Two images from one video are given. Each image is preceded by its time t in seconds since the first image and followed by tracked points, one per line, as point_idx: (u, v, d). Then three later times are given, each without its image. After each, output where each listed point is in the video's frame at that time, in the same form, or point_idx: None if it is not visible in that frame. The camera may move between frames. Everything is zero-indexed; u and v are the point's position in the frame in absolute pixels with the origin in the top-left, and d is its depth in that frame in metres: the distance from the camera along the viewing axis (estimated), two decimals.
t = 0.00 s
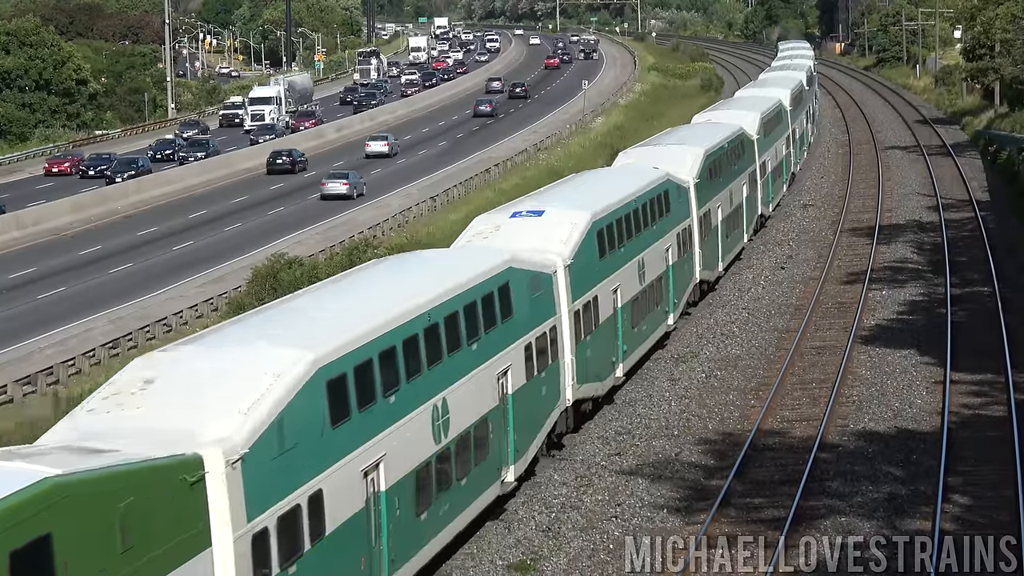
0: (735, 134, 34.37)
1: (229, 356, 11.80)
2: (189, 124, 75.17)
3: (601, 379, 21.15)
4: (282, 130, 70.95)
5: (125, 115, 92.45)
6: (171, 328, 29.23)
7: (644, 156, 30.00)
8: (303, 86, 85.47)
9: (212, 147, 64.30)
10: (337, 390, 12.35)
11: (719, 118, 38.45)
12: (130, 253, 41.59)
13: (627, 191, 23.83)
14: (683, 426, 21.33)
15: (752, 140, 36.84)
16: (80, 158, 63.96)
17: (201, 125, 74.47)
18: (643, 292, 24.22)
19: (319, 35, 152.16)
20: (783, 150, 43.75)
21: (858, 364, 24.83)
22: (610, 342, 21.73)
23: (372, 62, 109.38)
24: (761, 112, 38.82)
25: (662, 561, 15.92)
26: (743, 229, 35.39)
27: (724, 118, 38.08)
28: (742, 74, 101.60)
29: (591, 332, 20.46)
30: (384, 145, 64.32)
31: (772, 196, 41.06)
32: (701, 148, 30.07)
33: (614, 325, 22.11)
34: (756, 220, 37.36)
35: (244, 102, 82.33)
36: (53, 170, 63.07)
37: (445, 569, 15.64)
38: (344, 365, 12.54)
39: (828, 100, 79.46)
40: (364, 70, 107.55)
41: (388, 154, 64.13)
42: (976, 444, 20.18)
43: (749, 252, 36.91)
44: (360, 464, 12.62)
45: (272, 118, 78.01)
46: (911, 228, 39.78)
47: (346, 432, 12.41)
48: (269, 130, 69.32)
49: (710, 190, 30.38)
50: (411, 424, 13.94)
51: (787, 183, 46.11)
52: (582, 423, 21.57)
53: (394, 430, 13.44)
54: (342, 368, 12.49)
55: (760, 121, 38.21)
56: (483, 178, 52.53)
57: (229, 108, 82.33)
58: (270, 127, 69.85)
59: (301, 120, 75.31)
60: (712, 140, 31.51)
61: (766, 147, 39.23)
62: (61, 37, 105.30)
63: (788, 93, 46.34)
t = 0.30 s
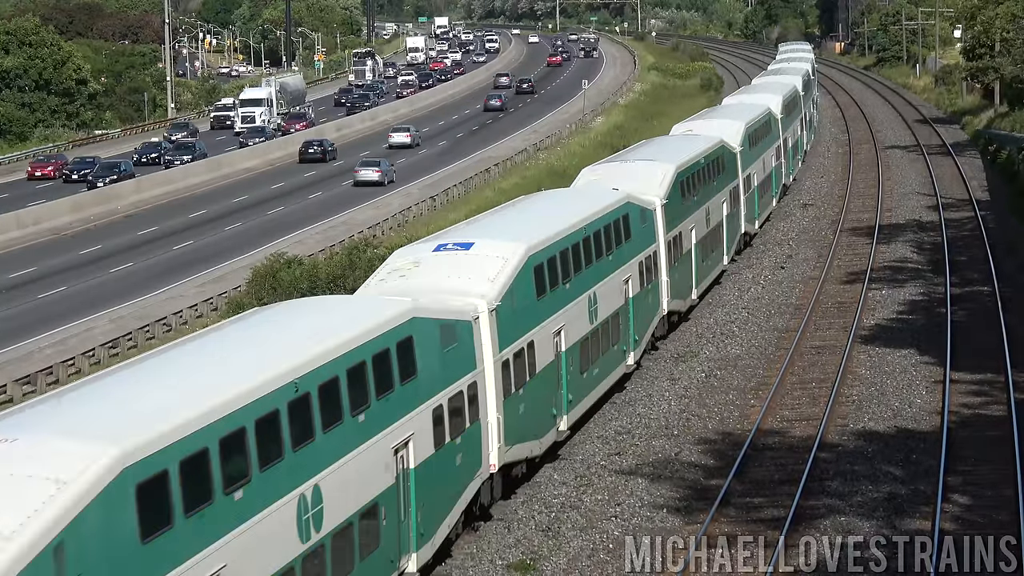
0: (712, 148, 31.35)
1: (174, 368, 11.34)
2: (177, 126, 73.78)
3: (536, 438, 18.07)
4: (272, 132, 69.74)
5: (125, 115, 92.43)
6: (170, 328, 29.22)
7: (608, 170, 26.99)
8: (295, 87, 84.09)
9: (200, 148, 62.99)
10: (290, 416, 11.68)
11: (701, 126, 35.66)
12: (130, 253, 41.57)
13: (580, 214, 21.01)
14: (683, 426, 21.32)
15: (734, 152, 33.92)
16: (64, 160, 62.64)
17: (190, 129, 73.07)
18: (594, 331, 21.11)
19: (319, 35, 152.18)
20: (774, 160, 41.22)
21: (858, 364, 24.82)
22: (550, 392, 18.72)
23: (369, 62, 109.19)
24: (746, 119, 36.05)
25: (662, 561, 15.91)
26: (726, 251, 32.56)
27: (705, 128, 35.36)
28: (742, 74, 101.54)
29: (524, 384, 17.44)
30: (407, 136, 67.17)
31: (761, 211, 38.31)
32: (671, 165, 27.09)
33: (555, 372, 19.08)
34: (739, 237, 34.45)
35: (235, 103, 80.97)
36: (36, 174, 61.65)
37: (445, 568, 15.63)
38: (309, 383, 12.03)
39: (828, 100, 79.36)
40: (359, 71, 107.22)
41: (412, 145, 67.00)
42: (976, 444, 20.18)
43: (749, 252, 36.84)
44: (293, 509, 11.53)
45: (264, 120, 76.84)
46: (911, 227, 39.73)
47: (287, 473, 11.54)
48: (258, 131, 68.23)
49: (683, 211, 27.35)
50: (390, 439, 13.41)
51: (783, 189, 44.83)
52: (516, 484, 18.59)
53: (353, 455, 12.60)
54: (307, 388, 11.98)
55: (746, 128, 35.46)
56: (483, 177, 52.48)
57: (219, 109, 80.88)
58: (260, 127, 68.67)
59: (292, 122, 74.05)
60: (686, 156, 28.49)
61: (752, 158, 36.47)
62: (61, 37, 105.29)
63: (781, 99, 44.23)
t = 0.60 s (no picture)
0: (684, 165, 28.39)
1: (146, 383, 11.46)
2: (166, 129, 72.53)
3: (447, 517, 15.27)
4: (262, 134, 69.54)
5: (125, 115, 92.39)
6: (170, 328, 29.21)
7: (561, 191, 24.07)
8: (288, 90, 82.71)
9: (187, 152, 62.20)
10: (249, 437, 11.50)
11: (677, 140, 33.01)
12: (129, 253, 41.57)
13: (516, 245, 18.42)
14: (683, 426, 21.32)
15: (710, 168, 31.10)
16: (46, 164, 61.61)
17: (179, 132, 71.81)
18: (528, 384, 18.08)
19: (319, 34, 152.03)
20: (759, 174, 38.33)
21: (858, 364, 24.80)
22: (469, 459, 15.93)
23: (364, 63, 108.88)
24: (726, 132, 33.39)
25: (662, 561, 15.91)
26: (699, 278, 29.62)
27: (681, 143, 32.71)
28: (743, 73, 101.50)
29: (428, 456, 14.67)
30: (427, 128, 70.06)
31: (743, 231, 35.38)
32: (633, 187, 24.17)
33: (478, 437, 16.29)
34: (716, 260, 31.47)
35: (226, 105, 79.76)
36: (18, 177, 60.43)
37: (445, 568, 15.62)
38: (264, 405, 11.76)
39: (828, 100, 79.29)
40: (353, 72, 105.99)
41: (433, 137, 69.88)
42: (976, 443, 20.17)
43: (749, 252, 36.82)
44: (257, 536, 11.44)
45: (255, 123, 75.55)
46: (911, 227, 39.71)
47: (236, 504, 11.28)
48: (248, 134, 67.97)
49: (646, 238, 24.44)
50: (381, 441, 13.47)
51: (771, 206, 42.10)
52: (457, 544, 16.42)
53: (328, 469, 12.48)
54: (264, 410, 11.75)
55: (724, 142, 32.79)
56: (483, 177, 52.43)
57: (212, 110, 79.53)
58: (250, 131, 68.37)
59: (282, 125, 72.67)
60: (652, 177, 25.57)
61: (733, 174, 33.69)
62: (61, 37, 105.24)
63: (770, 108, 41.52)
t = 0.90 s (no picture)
0: (652, 186, 25.04)
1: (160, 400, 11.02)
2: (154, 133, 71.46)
3: None
4: (253, 138, 68.28)
5: (125, 115, 92.47)
6: (171, 328, 29.23)
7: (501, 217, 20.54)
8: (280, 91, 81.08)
9: (173, 156, 60.48)
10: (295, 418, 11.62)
11: (651, 156, 29.70)
12: (130, 253, 41.60)
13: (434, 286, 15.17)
14: (683, 426, 21.33)
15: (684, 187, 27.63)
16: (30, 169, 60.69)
17: (167, 135, 70.90)
18: (438, 457, 14.69)
19: (319, 35, 152.18)
20: (743, 190, 35.08)
21: (858, 364, 24.82)
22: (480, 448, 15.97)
23: (359, 65, 108.81)
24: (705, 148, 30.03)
25: (662, 561, 15.92)
26: (668, 310, 26.13)
27: (653, 160, 29.40)
28: (743, 74, 101.63)
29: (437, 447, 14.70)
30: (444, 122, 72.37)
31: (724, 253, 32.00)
32: (586, 215, 20.73)
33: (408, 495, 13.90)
34: (690, 287, 27.99)
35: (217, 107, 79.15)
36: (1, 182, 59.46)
37: (445, 568, 15.62)
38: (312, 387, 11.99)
39: (828, 100, 79.34)
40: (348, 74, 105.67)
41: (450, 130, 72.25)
42: (976, 443, 20.18)
43: (749, 252, 36.87)
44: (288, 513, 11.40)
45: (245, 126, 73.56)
46: (911, 227, 39.74)
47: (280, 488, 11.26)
48: (238, 138, 66.73)
49: (600, 271, 20.98)
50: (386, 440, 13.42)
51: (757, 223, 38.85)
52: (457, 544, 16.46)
53: (359, 451, 12.77)
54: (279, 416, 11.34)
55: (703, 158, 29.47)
56: (483, 177, 52.46)
57: (202, 113, 79.00)
58: (239, 134, 67.23)
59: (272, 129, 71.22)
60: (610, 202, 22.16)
61: (712, 193, 30.33)
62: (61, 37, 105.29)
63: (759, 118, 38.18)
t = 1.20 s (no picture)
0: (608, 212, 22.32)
1: (175, 368, 11.42)
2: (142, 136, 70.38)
3: None
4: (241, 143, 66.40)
5: (125, 116, 92.53)
6: (171, 328, 29.28)
7: (419, 255, 17.58)
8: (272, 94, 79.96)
9: (157, 161, 59.76)
10: (295, 412, 11.90)
11: (614, 177, 26.81)
12: (130, 253, 41.63)
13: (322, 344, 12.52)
14: (683, 426, 21.35)
15: (645, 212, 24.71)
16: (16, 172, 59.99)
17: (154, 139, 69.79)
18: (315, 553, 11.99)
19: (319, 35, 152.28)
20: (724, 209, 32.38)
21: (858, 364, 24.84)
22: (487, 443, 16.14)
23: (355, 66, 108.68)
24: (672, 167, 27.16)
25: (662, 561, 15.93)
26: (627, 350, 23.21)
27: (615, 182, 26.54)
28: (743, 74, 101.69)
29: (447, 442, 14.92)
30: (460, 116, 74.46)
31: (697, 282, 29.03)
32: (518, 250, 17.80)
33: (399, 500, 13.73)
34: (655, 322, 25.07)
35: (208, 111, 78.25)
36: None
37: (445, 568, 15.64)
38: (320, 378, 12.33)
39: (828, 100, 79.39)
40: (346, 74, 105.73)
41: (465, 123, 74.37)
42: (976, 443, 20.20)
43: (749, 252, 36.90)
44: (284, 517, 11.54)
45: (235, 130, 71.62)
46: (911, 228, 39.78)
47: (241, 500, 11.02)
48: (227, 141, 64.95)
49: (536, 314, 18.04)
50: (387, 442, 13.43)
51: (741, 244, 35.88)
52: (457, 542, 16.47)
53: (365, 448, 12.97)
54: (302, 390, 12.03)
55: (510, 271, 17.15)
56: (483, 177, 52.51)
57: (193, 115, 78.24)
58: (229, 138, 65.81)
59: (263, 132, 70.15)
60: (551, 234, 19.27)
61: (682, 216, 27.38)
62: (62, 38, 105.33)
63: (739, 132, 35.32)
